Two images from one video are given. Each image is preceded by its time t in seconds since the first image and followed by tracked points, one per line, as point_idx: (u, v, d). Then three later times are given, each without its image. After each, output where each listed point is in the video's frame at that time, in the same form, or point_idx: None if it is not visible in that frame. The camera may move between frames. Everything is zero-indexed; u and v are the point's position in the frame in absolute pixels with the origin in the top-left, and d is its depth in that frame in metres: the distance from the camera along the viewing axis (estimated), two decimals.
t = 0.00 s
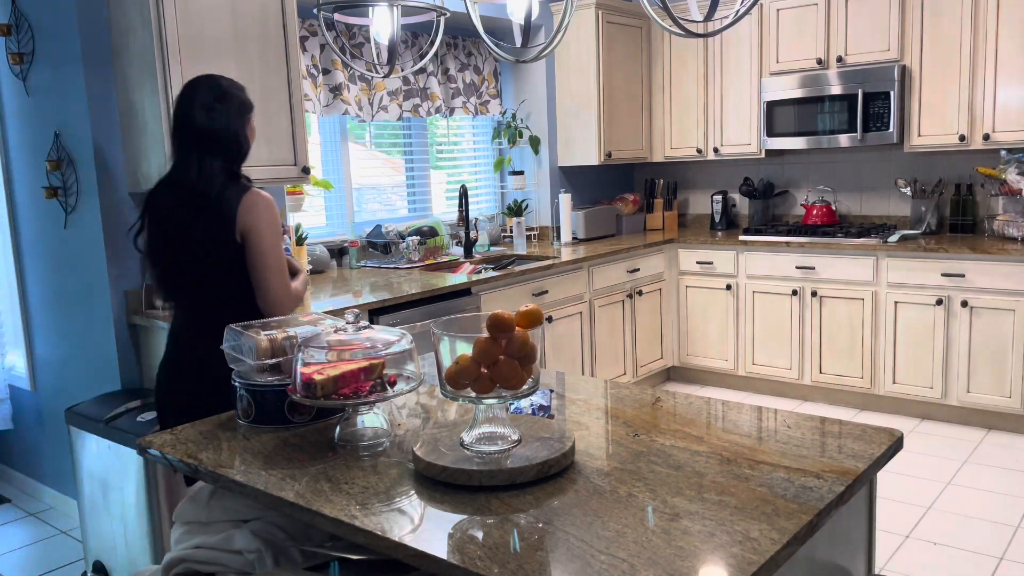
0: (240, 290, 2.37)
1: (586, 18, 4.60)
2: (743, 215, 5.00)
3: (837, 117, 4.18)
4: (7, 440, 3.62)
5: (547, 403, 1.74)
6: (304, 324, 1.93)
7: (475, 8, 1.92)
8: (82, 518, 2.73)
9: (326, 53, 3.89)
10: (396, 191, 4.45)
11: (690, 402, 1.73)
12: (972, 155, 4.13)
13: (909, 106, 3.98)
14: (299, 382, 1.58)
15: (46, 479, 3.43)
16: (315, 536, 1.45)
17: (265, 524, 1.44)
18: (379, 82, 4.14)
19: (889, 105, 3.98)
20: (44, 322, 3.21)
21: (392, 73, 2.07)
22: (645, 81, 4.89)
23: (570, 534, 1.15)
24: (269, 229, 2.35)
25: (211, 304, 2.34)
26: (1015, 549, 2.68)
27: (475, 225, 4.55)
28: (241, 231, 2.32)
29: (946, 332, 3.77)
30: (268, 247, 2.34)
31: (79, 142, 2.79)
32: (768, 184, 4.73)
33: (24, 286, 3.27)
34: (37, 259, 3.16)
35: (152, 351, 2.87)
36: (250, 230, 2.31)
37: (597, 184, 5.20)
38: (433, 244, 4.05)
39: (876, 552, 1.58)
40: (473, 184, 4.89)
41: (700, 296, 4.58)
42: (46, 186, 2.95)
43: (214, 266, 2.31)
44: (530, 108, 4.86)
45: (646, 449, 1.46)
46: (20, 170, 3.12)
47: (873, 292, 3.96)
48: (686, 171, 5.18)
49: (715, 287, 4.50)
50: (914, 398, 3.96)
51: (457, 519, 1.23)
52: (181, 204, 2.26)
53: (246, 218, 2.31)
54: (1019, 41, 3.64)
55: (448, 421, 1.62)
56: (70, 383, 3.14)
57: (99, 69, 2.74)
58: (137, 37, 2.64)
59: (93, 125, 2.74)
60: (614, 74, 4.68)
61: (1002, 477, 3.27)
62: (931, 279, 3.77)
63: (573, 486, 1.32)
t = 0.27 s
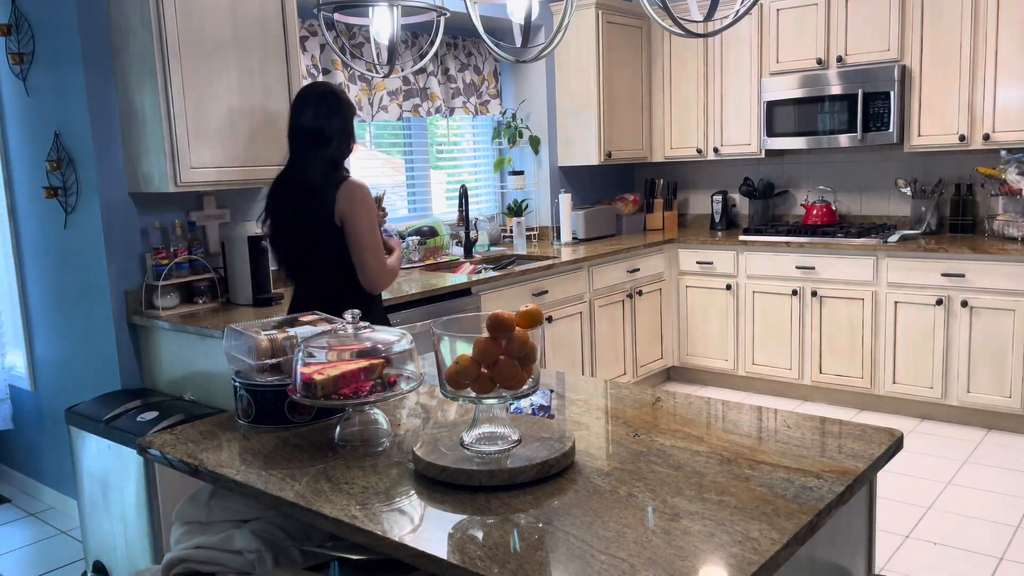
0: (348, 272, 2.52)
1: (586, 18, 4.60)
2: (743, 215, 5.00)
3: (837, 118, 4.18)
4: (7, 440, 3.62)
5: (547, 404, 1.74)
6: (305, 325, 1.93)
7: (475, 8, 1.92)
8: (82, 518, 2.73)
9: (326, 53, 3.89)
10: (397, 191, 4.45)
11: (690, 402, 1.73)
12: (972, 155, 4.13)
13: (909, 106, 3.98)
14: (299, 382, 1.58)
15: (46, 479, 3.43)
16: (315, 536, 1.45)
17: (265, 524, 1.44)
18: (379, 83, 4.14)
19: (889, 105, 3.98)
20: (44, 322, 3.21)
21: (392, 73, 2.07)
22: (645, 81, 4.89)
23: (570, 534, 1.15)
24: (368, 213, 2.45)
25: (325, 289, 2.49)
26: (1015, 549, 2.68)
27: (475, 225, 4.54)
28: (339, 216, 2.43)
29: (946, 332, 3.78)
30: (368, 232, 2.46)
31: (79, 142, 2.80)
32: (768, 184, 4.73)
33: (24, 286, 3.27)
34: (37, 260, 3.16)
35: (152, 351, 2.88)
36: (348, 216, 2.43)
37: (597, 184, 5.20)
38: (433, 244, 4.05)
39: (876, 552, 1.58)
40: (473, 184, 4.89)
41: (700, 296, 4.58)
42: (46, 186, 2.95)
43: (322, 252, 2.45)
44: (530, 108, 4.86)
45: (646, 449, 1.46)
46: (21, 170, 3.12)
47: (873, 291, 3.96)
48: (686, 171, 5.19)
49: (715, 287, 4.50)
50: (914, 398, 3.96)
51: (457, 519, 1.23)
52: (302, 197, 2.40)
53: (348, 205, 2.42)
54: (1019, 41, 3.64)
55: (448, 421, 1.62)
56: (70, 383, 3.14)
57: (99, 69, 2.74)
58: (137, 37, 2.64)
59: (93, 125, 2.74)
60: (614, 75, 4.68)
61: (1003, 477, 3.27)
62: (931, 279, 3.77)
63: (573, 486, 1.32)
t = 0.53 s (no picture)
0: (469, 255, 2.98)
1: (586, 18, 4.60)
2: (743, 215, 5.00)
3: (837, 117, 4.18)
4: (7, 440, 3.62)
5: (547, 404, 1.74)
6: (304, 325, 1.93)
7: (475, 8, 1.92)
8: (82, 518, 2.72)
9: (326, 53, 3.89)
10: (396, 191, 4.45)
11: (690, 402, 1.73)
12: (972, 155, 4.13)
13: (909, 105, 3.98)
14: (299, 382, 1.57)
15: (46, 479, 3.43)
16: (315, 536, 1.45)
17: (265, 524, 1.44)
18: (379, 82, 4.14)
19: (889, 105, 3.98)
20: (44, 322, 3.21)
21: (392, 73, 2.07)
22: (645, 81, 4.89)
23: (570, 534, 1.15)
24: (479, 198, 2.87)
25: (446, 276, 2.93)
26: (1016, 549, 2.68)
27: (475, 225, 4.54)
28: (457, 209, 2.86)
29: (946, 332, 3.78)
30: (481, 216, 2.89)
31: (79, 142, 2.79)
32: (768, 184, 4.73)
33: (23, 286, 3.27)
34: (37, 260, 3.16)
35: (152, 351, 2.88)
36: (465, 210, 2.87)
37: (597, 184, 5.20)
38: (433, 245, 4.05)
39: (876, 552, 1.58)
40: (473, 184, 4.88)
41: (700, 296, 4.58)
42: (46, 186, 2.95)
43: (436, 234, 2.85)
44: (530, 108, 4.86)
45: (646, 449, 1.46)
46: (21, 170, 3.12)
47: (873, 291, 3.96)
48: (686, 171, 5.18)
49: (716, 287, 4.50)
50: (914, 398, 3.96)
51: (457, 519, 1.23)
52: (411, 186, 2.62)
53: (463, 197, 2.83)
54: (1019, 41, 3.64)
55: (448, 422, 1.62)
56: (70, 383, 3.14)
57: (99, 69, 2.74)
58: (137, 37, 2.64)
59: (93, 125, 2.74)
60: (614, 74, 4.68)
61: (1003, 477, 3.27)
62: (931, 279, 3.77)
63: (573, 486, 1.32)
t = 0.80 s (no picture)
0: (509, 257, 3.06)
1: (586, 18, 4.60)
2: (743, 215, 5.00)
3: (837, 117, 4.18)
4: (7, 440, 3.62)
5: (547, 404, 1.74)
6: (304, 325, 1.93)
7: (475, 8, 1.92)
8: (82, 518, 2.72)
9: (326, 53, 3.89)
10: (396, 191, 4.45)
11: (690, 402, 1.73)
12: (972, 155, 4.13)
13: (909, 105, 3.98)
14: (299, 382, 1.57)
15: (46, 479, 3.43)
16: (315, 535, 1.45)
17: (265, 524, 1.44)
18: (379, 82, 4.14)
19: (889, 105, 3.98)
20: (44, 322, 3.21)
21: (392, 72, 2.07)
22: (645, 81, 4.89)
23: (570, 534, 1.15)
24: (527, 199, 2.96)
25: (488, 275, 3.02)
26: (1016, 549, 2.68)
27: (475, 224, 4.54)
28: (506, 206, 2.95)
29: (946, 332, 3.78)
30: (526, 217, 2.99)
31: (79, 142, 2.79)
32: (768, 184, 4.73)
33: (23, 286, 3.27)
34: (37, 260, 3.16)
35: (152, 351, 2.88)
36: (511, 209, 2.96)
37: (597, 184, 5.20)
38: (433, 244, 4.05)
39: (876, 552, 1.58)
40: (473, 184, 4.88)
41: (700, 296, 4.58)
42: (46, 186, 2.95)
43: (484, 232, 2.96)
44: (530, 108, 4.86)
45: (646, 449, 1.46)
46: (21, 170, 3.12)
47: (873, 291, 3.96)
48: (686, 171, 5.19)
49: (716, 287, 4.50)
50: (914, 398, 3.96)
51: (457, 519, 1.23)
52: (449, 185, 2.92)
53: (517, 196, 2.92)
54: (1019, 41, 3.64)
55: (448, 422, 1.62)
56: (70, 383, 3.14)
57: (99, 69, 2.74)
58: (137, 37, 2.64)
59: (93, 125, 2.74)
60: (614, 75, 4.68)
61: (1003, 477, 3.27)
62: (931, 279, 3.77)
63: (573, 486, 1.32)
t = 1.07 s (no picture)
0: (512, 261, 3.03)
1: (586, 18, 4.60)
2: (743, 215, 5.00)
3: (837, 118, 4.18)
4: (7, 439, 3.62)
5: (547, 404, 1.74)
6: (304, 324, 1.93)
7: (475, 8, 1.92)
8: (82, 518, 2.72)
9: (326, 53, 3.89)
10: (396, 191, 4.45)
11: (690, 402, 1.73)
12: (972, 155, 4.13)
13: (909, 106, 3.98)
14: (299, 382, 1.57)
15: (46, 479, 3.43)
16: (315, 536, 1.45)
17: (265, 524, 1.44)
18: (379, 83, 4.14)
19: (889, 105, 3.98)
20: (44, 322, 3.21)
21: (392, 72, 2.07)
22: (645, 82, 4.90)
23: (570, 534, 1.15)
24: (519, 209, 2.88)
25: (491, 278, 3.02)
26: (1016, 549, 2.68)
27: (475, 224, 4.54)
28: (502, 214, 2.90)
29: (945, 332, 3.78)
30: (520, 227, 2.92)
31: (79, 142, 2.79)
32: (768, 184, 4.73)
33: (23, 286, 3.27)
34: (37, 260, 3.16)
35: (152, 351, 2.88)
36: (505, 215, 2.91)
37: (597, 184, 5.20)
38: (433, 245, 4.04)
39: (876, 552, 1.57)
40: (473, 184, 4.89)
41: (700, 296, 4.58)
42: (46, 186, 2.95)
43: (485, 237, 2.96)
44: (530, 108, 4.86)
45: (646, 449, 1.46)
46: (21, 170, 3.12)
47: (873, 291, 3.96)
48: (686, 171, 5.19)
49: (716, 287, 4.50)
50: (914, 398, 3.96)
51: (457, 519, 1.23)
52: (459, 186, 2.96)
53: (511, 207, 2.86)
54: (1019, 41, 3.64)
55: (448, 422, 1.62)
56: (70, 383, 3.14)
57: (99, 69, 2.74)
58: (137, 37, 2.64)
59: (93, 125, 2.74)
60: (614, 75, 4.68)
61: (1003, 476, 3.26)
62: (931, 279, 3.77)
63: (573, 486, 1.32)
